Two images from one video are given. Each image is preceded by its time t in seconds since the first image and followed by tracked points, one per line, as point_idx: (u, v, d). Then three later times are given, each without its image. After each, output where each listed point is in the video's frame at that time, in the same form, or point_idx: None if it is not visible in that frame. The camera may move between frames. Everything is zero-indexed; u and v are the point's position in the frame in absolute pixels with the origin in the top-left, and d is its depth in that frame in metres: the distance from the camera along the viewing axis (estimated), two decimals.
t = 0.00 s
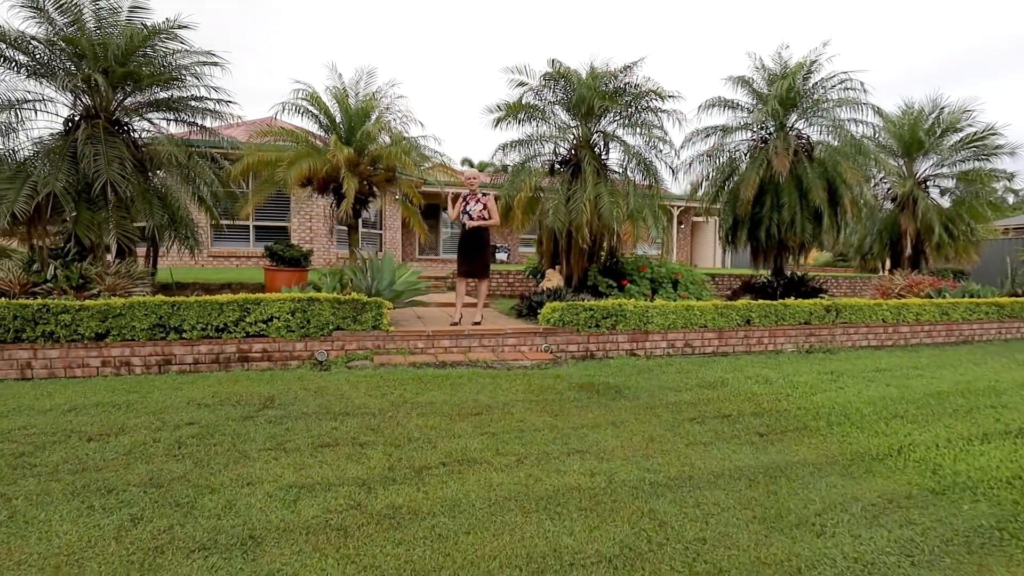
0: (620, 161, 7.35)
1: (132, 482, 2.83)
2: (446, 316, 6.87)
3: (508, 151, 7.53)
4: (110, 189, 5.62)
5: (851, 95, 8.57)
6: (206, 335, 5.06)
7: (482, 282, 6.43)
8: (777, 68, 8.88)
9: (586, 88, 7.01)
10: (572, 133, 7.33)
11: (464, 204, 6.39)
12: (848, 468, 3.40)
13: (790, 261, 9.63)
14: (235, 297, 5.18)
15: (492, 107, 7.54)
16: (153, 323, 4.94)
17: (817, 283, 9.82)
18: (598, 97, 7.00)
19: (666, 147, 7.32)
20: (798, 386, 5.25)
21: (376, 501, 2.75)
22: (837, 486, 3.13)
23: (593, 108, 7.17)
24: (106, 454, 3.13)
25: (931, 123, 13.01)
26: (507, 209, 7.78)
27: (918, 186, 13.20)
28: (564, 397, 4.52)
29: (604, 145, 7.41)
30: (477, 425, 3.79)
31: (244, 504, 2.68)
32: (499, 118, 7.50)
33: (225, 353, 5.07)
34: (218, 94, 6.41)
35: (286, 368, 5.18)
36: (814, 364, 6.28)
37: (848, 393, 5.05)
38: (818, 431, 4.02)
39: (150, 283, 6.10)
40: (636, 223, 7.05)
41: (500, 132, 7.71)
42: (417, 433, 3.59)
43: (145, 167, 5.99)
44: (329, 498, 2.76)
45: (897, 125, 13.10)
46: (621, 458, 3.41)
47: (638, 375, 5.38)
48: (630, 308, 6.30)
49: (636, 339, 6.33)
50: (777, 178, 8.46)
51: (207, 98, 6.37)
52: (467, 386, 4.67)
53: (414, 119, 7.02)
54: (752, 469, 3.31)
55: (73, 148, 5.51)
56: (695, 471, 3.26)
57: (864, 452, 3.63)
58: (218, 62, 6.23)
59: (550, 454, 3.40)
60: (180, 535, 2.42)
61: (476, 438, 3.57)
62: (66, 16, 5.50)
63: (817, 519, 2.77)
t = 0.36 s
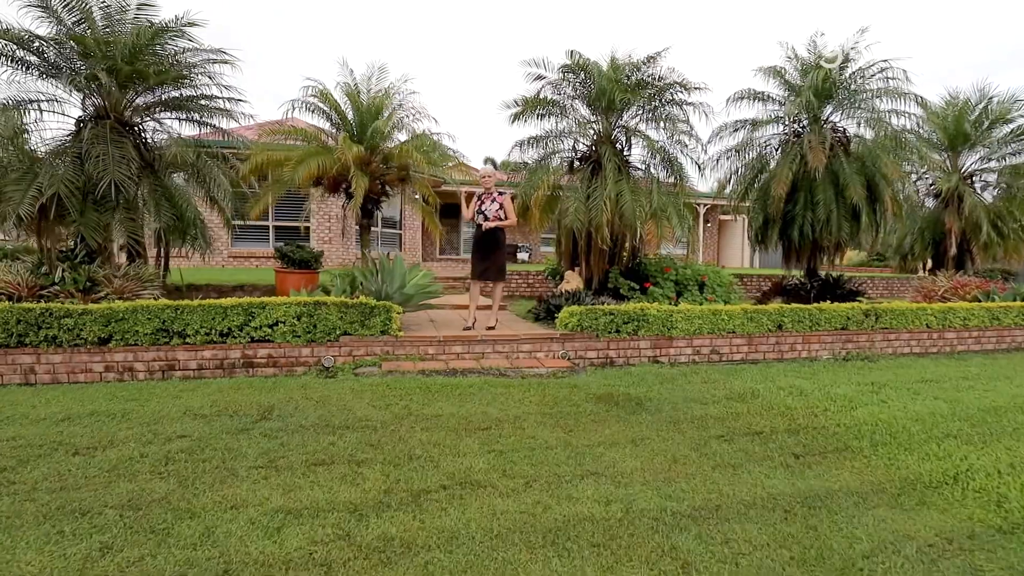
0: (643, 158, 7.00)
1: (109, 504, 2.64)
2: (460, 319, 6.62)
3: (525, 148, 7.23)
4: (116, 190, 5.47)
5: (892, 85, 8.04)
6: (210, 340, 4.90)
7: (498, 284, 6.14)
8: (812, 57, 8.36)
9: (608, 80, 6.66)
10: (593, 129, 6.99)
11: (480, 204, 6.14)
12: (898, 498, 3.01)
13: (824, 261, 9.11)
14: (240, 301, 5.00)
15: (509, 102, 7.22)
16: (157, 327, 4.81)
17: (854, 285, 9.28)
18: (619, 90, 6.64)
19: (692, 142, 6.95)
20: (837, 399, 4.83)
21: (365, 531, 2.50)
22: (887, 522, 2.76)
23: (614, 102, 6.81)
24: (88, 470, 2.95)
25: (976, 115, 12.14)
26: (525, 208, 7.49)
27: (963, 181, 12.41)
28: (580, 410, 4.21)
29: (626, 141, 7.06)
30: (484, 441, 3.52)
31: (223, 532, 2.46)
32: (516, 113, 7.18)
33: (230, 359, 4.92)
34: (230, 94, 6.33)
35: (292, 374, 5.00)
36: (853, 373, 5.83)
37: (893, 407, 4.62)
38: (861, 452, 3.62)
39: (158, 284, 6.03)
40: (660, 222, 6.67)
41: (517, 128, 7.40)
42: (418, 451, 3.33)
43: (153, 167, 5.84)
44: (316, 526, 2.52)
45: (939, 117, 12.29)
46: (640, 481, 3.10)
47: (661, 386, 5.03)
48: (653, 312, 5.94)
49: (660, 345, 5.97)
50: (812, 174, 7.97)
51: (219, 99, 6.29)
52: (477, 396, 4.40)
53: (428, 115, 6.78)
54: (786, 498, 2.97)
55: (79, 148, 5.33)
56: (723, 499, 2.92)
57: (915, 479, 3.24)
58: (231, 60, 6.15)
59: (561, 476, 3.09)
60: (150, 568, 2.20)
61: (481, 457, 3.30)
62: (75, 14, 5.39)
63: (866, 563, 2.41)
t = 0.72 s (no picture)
0: (662, 153, 6.65)
1: (68, 526, 2.43)
2: (469, 323, 6.35)
3: (538, 144, 6.94)
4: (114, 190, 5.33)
5: (931, 74, 7.52)
6: (205, 344, 4.73)
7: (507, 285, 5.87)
8: (843, 45, 7.88)
9: (624, 71, 6.32)
10: (608, 122, 6.65)
11: (488, 202, 5.90)
12: (948, 533, 2.64)
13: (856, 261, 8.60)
14: (236, 303, 4.81)
15: (522, 95, 6.92)
16: (151, 330, 4.65)
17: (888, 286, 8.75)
18: (636, 81, 6.29)
19: (714, 136, 6.57)
20: (873, 412, 4.42)
21: (339, 565, 2.24)
22: (937, 563, 2.39)
23: (631, 94, 6.46)
24: (56, 487, 2.76)
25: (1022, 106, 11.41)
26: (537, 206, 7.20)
27: (1007, 176, 11.69)
28: (589, 422, 3.91)
29: (644, 135, 6.70)
30: (483, 458, 3.24)
31: (183, 563, 2.22)
32: (528, 107, 6.88)
33: (226, 363, 4.74)
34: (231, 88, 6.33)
35: (290, 380, 4.79)
36: (890, 383, 5.39)
37: (937, 422, 4.19)
38: (903, 475, 3.24)
39: (160, 285, 5.91)
40: (679, 220, 6.30)
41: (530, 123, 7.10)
42: (410, 469, 3.06)
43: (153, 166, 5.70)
44: (285, 559, 2.26)
45: (980, 108, 11.60)
46: (652, 507, 2.78)
47: (678, 395, 4.69)
48: (671, 316, 5.58)
49: (678, 351, 5.62)
50: (844, 169, 7.49)
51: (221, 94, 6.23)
52: (479, 406, 4.12)
53: (437, 109, 6.54)
54: (819, 531, 2.62)
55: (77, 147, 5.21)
56: (746, 531, 2.59)
57: (967, 510, 2.85)
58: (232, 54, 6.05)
59: (563, 501, 2.79)
60: None
61: (478, 476, 3.01)
62: (74, 10, 5.22)
63: None
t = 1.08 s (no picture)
0: (682, 149, 6.29)
1: (18, 559, 2.21)
2: (478, 328, 6.07)
3: (551, 140, 6.61)
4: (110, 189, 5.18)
5: (973, 62, 7.01)
6: (200, 349, 4.53)
7: (517, 288, 5.58)
8: (878, 33, 7.41)
9: (641, 62, 5.97)
10: (625, 117, 6.30)
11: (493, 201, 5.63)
12: None
13: (890, 263, 8.09)
14: (231, 308, 4.61)
15: (534, 90, 6.61)
16: (144, 335, 4.46)
17: (925, 290, 8.22)
18: (655, 73, 5.95)
19: (738, 130, 6.18)
20: (915, 432, 4.02)
21: None
22: None
23: (649, 86, 6.11)
24: (15, 510, 2.55)
25: None
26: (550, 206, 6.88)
27: None
28: (599, 440, 3.59)
29: (662, 130, 6.34)
30: (480, 482, 2.95)
31: None
32: (541, 102, 6.57)
33: (220, 370, 4.54)
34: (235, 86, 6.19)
35: (286, 388, 4.57)
36: (931, 397, 4.96)
37: (988, 444, 3.78)
38: (956, 510, 2.85)
39: (160, 287, 5.76)
40: (700, 219, 5.92)
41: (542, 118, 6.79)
42: (400, 493, 2.79)
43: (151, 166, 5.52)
44: None
45: None
46: (667, 546, 2.46)
47: (698, 410, 4.34)
48: (691, 322, 5.23)
49: (699, 360, 5.26)
50: (879, 164, 7.01)
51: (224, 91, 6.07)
52: (482, 420, 3.83)
53: (445, 104, 6.26)
54: None
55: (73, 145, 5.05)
56: None
57: None
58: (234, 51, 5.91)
59: (567, 536, 2.49)
60: None
61: (473, 504, 2.73)
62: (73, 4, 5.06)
63: None
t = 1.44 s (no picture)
0: (707, 143, 5.91)
1: None
2: (488, 332, 5.78)
3: (568, 135, 6.29)
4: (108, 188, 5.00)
5: None
6: (195, 355, 4.33)
7: (530, 292, 5.29)
8: (918, 18, 6.91)
9: (663, 50, 5.62)
10: (645, 109, 5.95)
11: (507, 198, 5.32)
12: None
13: (931, 264, 7.57)
14: (228, 311, 4.40)
15: (550, 82, 6.30)
16: (138, 340, 4.28)
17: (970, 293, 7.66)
18: (678, 61, 5.60)
19: (768, 122, 5.79)
20: (969, 454, 3.60)
21: None
22: None
23: (672, 76, 5.75)
24: None
25: None
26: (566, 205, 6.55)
27: None
28: (614, 460, 3.27)
29: (686, 124, 5.98)
30: (479, 509, 2.65)
31: None
32: (557, 95, 6.26)
33: (216, 377, 4.34)
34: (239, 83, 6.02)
35: (284, 397, 4.35)
36: (983, 413, 4.51)
37: None
38: None
39: (163, 289, 5.60)
40: (726, 218, 5.53)
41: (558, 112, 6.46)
42: (389, 523, 2.51)
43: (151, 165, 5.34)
44: None
45: None
46: None
47: (724, 425, 3.99)
48: (717, 329, 4.85)
49: (724, 369, 4.89)
50: (923, 158, 6.52)
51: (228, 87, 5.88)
52: (486, 436, 3.54)
53: (455, 98, 5.98)
54: None
55: (70, 143, 4.88)
56: None
57: None
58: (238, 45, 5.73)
59: None
60: None
61: (469, 538, 2.42)
62: None
63: None
